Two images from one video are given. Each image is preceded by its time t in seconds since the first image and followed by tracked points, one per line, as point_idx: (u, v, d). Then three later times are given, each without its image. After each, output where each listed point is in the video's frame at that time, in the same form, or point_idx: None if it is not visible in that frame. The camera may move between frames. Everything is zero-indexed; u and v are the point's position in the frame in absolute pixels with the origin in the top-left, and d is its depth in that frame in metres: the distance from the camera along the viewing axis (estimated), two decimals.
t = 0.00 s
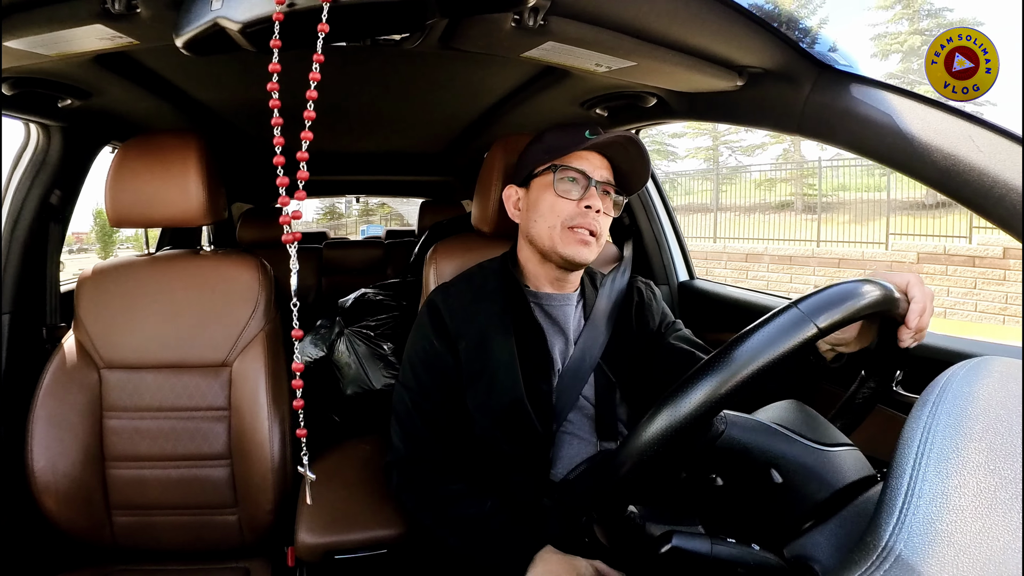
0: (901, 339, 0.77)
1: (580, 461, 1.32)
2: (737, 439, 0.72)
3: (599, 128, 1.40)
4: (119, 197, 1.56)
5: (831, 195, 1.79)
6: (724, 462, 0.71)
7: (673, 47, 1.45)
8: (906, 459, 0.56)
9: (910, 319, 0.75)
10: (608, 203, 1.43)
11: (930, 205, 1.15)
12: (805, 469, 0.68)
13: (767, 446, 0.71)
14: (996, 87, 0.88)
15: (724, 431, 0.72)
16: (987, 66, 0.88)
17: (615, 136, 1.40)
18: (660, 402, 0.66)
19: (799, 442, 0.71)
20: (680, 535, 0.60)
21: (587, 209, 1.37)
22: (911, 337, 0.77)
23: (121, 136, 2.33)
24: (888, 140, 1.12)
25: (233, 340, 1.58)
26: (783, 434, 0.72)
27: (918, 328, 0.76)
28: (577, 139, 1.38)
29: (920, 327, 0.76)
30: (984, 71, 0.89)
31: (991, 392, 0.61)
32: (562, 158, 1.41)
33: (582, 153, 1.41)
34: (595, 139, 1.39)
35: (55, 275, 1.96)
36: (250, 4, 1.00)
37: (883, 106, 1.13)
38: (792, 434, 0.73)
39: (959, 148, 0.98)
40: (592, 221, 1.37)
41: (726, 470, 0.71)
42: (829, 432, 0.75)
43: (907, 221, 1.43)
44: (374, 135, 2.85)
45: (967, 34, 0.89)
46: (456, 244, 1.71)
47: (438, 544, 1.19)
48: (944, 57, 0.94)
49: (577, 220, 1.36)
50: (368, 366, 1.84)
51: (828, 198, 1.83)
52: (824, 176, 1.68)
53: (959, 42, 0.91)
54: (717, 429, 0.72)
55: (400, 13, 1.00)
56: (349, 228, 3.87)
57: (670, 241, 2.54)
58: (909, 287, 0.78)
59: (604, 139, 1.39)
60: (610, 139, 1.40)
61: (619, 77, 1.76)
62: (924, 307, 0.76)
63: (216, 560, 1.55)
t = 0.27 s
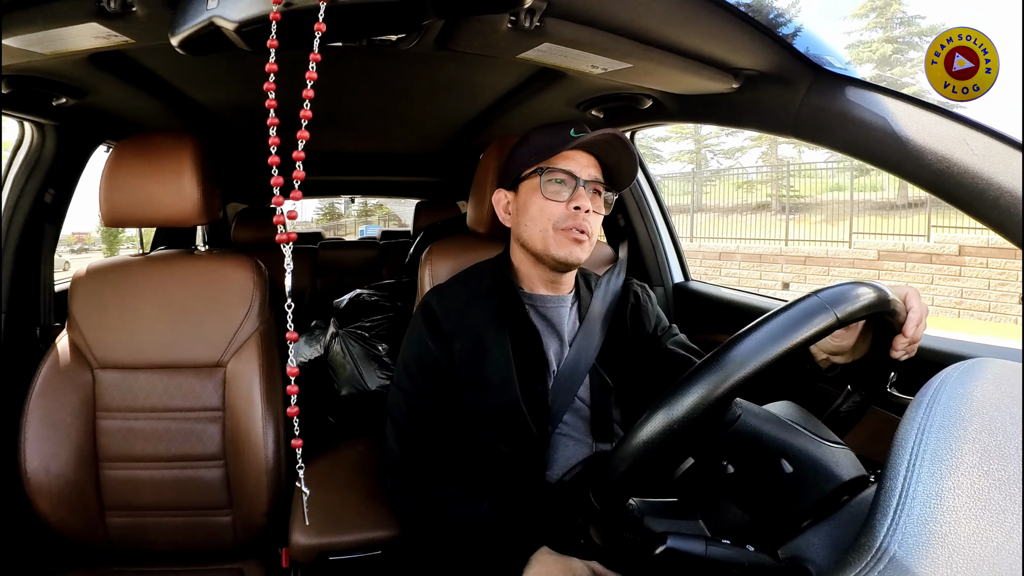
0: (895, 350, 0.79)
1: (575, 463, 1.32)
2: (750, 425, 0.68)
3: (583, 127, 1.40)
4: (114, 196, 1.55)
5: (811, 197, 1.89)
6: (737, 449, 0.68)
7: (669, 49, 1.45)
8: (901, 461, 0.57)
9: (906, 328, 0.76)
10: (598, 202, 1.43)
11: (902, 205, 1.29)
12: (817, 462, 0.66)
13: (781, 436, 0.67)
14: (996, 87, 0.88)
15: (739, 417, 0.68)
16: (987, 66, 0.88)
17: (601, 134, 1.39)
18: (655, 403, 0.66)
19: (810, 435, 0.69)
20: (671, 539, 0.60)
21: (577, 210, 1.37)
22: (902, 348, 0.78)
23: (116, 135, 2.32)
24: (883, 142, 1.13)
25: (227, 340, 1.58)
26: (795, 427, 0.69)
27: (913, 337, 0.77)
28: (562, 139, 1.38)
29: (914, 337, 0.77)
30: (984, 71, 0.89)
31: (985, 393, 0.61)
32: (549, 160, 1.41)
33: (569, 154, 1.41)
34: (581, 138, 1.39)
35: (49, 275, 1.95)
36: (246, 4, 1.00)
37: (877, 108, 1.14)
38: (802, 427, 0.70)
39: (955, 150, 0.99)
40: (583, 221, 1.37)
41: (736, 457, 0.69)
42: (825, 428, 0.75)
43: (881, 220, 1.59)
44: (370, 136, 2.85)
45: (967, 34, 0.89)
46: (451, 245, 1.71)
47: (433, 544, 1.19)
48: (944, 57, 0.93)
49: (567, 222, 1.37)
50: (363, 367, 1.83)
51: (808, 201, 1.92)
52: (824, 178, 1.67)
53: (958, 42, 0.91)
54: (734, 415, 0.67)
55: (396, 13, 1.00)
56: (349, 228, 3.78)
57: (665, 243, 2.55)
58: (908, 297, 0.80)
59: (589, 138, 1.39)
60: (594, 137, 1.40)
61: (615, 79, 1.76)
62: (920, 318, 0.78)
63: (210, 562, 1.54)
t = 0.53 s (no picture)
0: (888, 356, 0.80)
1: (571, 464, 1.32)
2: (763, 413, 0.68)
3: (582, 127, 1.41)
4: (109, 197, 1.54)
5: (791, 196, 1.94)
6: (748, 438, 0.68)
7: (664, 49, 1.45)
8: (897, 458, 0.57)
9: (901, 334, 0.77)
10: (595, 202, 1.43)
11: (879, 203, 1.42)
12: (823, 456, 0.66)
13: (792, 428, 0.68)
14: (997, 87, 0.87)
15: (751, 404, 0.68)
16: (987, 66, 0.87)
17: (599, 135, 1.39)
18: (653, 401, 0.66)
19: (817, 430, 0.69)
20: (667, 539, 0.60)
21: (575, 210, 1.37)
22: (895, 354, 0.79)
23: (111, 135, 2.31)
24: (878, 142, 1.13)
25: (223, 341, 1.57)
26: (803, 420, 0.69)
27: (907, 344, 0.78)
28: (560, 139, 1.39)
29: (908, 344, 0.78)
30: (984, 71, 0.88)
31: (980, 391, 0.62)
32: (547, 160, 1.41)
33: (568, 154, 1.42)
34: (579, 138, 1.40)
35: (43, 276, 1.94)
36: (241, 3, 0.99)
37: (872, 109, 1.15)
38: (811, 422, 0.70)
39: (949, 149, 0.99)
40: (581, 220, 1.37)
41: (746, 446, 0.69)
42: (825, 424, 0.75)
43: (853, 220, 1.72)
44: (365, 136, 2.84)
45: (968, 34, 0.87)
46: (447, 245, 1.71)
47: (430, 545, 1.19)
48: (944, 57, 0.92)
49: (566, 222, 1.37)
50: (359, 367, 1.83)
51: (793, 199, 1.93)
52: (818, 177, 1.65)
53: (959, 42, 0.89)
54: (747, 402, 0.67)
55: (393, 14, 1.00)
56: (348, 228, 3.78)
57: (660, 243, 2.55)
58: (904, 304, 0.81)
59: (588, 138, 1.39)
60: (592, 138, 1.41)
61: (610, 79, 1.76)
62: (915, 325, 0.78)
63: (205, 563, 1.54)
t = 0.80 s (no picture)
0: (881, 356, 0.81)
1: (566, 463, 1.32)
2: (761, 412, 0.67)
3: (572, 125, 1.40)
4: (102, 197, 1.54)
5: (770, 199, 1.86)
6: (746, 437, 0.67)
7: (659, 50, 1.46)
8: (891, 455, 0.58)
9: (896, 334, 0.79)
10: (587, 201, 1.43)
11: (852, 205, 1.48)
12: (818, 455, 0.67)
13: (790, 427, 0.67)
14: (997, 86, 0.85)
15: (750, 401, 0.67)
16: (987, 65, 0.85)
17: (588, 133, 1.39)
18: (648, 401, 0.66)
19: (812, 429, 0.69)
20: (664, 538, 0.60)
21: (567, 209, 1.38)
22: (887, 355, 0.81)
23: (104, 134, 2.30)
24: (872, 142, 1.14)
25: (217, 341, 1.56)
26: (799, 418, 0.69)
27: (900, 345, 0.80)
28: (550, 138, 1.39)
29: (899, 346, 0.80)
30: (984, 71, 0.86)
31: (972, 390, 0.63)
32: (538, 160, 1.41)
33: (558, 153, 1.42)
34: (569, 136, 1.39)
35: (35, 276, 1.93)
36: (235, 2, 0.99)
37: (866, 109, 1.15)
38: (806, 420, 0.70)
39: (942, 148, 1.00)
40: (573, 219, 1.37)
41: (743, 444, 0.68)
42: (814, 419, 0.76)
43: (826, 221, 1.70)
44: (360, 135, 2.84)
45: (967, 34, 0.85)
46: (442, 245, 1.71)
47: (426, 545, 1.19)
48: (944, 57, 0.91)
49: (557, 221, 1.37)
50: (353, 366, 1.82)
51: (772, 201, 1.85)
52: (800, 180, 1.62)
53: (959, 42, 0.88)
54: (745, 399, 0.66)
55: (388, 13, 0.99)
56: (346, 228, 3.86)
57: (654, 242, 2.56)
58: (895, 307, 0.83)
59: (578, 137, 1.38)
60: (583, 136, 1.40)
61: (605, 79, 1.76)
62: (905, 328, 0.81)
63: (200, 565, 1.53)
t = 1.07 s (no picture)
0: (875, 354, 0.81)
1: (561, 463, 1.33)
2: (756, 410, 0.69)
3: (564, 125, 1.40)
4: (97, 197, 1.53)
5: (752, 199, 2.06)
6: (741, 435, 0.68)
7: (655, 50, 1.46)
8: (886, 454, 0.58)
9: (890, 333, 0.79)
10: (581, 200, 1.43)
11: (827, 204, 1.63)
12: (814, 454, 0.67)
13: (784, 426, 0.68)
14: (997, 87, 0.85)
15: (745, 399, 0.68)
16: (987, 66, 0.85)
17: (580, 132, 1.38)
18: (644, 399, 0.66)
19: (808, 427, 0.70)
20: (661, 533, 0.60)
21: (558, 209, 1.37)
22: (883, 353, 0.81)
23: (98, 133, 2.29)
24: (865, 143, 1.14)
25: (212, 342, 1.56)
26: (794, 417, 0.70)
27: (894, 344, 0.80)
28: (542, 139, 1.39)
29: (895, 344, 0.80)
30: (983, 71, 0.86)
31: (966, 389, 0.63)
32: (530, 160, 1.42)
33: (552, 151, 1.41)
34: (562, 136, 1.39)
35: (30, 276, 1.92)
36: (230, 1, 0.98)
37: (860, 109, 1.16)
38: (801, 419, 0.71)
39: (935, 148, 1.02)
40: (565, 219, 1.37)
41: (738, 443, 0.68)
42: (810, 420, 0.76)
43: (799, 219, 1.92)
44: (355, 135, 2.83)
45: (968, 34, 0.86)
46: (437, 245, 1.70)
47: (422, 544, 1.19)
48: (944, 57, 0.90)
49: (549, 222, 1.37)
50: (348, 366, 1.82)
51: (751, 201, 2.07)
52: (783, 180, 1.75)
53: (959, 42, 0.88)
54: (740, 398, 0.68)
55: (383, 12, 0.99)
56: (346, 228, 3.88)
57: (649, 242, 2.56)
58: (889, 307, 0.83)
59: (570, 136, 1.38)
60: (575, 136, 1.39)
61: (601, 79, 1.76)
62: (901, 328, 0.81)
63: (195, 565, 1.53)
